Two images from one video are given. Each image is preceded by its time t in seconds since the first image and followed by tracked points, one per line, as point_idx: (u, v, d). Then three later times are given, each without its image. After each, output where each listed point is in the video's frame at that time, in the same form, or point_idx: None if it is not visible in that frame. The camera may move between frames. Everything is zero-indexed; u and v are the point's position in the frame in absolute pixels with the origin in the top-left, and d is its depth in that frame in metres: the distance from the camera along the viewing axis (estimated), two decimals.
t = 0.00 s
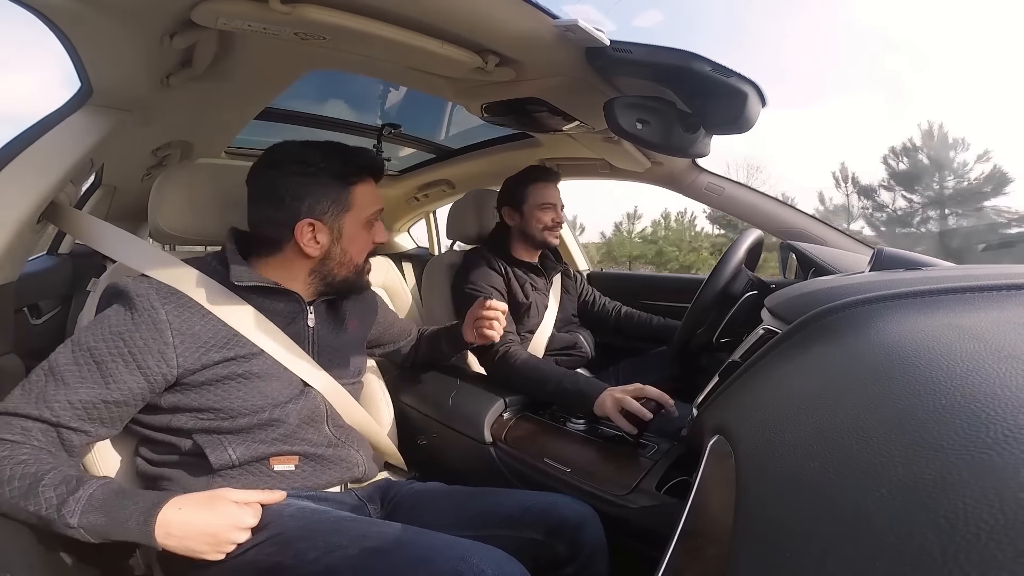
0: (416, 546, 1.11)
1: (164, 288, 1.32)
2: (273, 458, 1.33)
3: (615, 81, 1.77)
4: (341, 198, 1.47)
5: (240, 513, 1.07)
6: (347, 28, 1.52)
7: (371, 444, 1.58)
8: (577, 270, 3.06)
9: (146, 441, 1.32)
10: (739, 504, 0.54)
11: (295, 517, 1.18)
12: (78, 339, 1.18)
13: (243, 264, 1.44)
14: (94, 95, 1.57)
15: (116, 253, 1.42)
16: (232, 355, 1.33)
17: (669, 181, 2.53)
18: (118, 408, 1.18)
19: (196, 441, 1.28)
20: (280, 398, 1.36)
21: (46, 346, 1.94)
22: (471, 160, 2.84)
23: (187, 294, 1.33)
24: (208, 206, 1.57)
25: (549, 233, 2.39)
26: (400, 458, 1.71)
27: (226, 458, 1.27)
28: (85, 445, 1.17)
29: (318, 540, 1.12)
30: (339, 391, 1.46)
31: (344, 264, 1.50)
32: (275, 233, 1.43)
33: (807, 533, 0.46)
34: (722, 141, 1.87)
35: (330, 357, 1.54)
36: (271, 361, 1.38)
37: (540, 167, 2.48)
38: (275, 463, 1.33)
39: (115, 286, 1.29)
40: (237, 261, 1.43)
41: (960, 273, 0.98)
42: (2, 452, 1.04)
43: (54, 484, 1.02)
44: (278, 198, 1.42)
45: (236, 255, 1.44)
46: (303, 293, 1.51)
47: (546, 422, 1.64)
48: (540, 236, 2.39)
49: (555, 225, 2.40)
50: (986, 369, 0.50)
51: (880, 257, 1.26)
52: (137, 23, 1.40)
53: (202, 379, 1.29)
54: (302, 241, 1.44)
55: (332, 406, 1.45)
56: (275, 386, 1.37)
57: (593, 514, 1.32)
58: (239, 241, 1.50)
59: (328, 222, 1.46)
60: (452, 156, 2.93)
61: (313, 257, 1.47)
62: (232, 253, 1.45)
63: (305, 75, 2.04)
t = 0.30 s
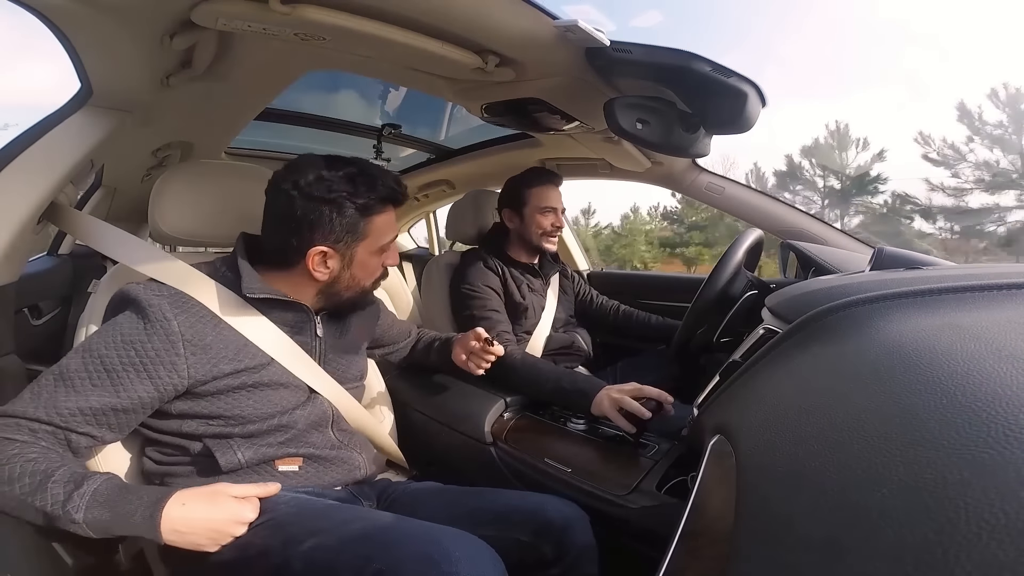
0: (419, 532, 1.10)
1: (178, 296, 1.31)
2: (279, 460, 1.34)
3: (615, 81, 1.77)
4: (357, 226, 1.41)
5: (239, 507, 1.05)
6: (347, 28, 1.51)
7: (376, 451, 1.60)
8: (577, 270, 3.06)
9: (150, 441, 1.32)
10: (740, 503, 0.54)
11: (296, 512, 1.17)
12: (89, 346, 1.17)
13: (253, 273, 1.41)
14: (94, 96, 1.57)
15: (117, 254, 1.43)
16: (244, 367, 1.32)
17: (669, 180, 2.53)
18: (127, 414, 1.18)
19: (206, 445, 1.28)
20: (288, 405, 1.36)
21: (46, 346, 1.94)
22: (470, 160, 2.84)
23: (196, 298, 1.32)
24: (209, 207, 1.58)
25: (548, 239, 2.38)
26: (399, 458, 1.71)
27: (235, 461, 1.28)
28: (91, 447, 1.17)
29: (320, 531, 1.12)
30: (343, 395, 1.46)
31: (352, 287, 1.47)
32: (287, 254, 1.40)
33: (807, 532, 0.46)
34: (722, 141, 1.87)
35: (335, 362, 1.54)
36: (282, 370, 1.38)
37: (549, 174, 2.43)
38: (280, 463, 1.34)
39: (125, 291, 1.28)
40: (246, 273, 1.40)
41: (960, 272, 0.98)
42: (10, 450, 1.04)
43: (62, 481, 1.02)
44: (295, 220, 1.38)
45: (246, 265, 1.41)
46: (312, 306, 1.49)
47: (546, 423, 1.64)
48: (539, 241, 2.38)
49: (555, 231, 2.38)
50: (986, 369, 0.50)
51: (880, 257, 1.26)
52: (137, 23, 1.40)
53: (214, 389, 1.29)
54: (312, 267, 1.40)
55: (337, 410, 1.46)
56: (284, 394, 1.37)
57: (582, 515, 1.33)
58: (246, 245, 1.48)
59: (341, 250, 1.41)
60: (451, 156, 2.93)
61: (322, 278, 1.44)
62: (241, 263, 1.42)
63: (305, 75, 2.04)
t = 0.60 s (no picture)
0: (417, 536, 1.10)
1: (164, 291, 1.34)
2: (272, 454, 1.32)
3: (615, 81, 1.77)
4: (324, 203, 1.46)
5: (240, 506, 1.06)
6: (347, 28, 1.51)
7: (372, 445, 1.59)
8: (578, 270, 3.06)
9: (148, 439, 1.32)
10: (740, 503, 0.54)
11: (297, 513, 1.18)
12: (81, 340, 1.19)
13: (232, 265, 1.44)
14: (94, 96, 1.57)
15: (117, 253, 1.43)
16: (230, 355, 1.34)
17: (669, 180, 2.53)
18: (120, 405, 1.18)
19: (196, 438, 1.28)
20: (276, 395, 1.37)
21: (45, 345, 1.94)
22: (471, 161, 2.85)
23: (181, 293, 1.35)
24: (209, 206, 1.58)
25: (547, 235, 2.39)
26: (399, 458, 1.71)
27: (225, 454, 1.27)
28: (90, 443, 1.17)
29: (322, 533, 1.12)
30: (334, 389, 1.46)
31: (329, 266, 1.49)
32: (261, 236, 1.43)
33: (807, 533, 0.46)
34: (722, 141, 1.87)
35: (324, 354, 1.54)
36: (267, 360, 1.39)
37: (535, 168, 2.46)
38: (274, 459, 1.32)
39: (115, 290, 1.30)
40: (226, 264, 1.43)
41: (960, 272, 0.98)
42: (10, 447, 1.04)
43: (61, 472, 1.03)
44: (262, 202, 1.42)
45: (226, 258, 1.44)
46: (294, 294, 1.51)
47: (545, 422, 1.64)
48: (537, 236, 2.39)
49: (552, 227, 2.40)
50: (986, 369, 0.50)
51: (880, 257, 1.26)
52: (137, 24, 1.40)
53: (201, 378, 1.30)
54: (285, 245, 1.44)
55: (330, 404, 1.46)
56: (272, 383, 1.37)
57: (592, 514, 1.31)
58: (231, 246, 1.49)
59: (311, 226, 1.46)
60: (451, 156, 2.93)
61: (299, 259, 1.47)
62: (224, 257, 1.44)
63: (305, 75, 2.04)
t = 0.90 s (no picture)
0: (423, 537, 1.10)
1: (167, 293, 1.34)
2: (274, 455, 1.32)
3: (616, 81, 1.77)
4: (333, 208, 1.46)
5: (243, 507, 1.06)
6: (346, 28, 1.52)
7: (372, 444, 1.58)
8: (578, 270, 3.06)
9: (150, 439, 1.32)
10: (740, 502, 0.54)
11: (301, 513, 1.18)
12: (84, 341, 1.18)
13: (239, 267, 1.44)
14: (94, 96, 1.57)
15: (118, 254, 1.43)
16: (232, 356, 1.33)
17: (669, 180, 2.53)
18: (123, 407, 1.18)
19: (199, 439, 1.28)
20: (279, 396, 1.36)
21: (46, 346, 1.94)
22: (472, 161, 2.84)
23: (184, 295, 1.35)
24: (209, 207, 1.58)
25: (549, 235, 2.39)
26: (399, 456, 1.71)
27: (228, 454, 1.27)
28: (92, 444, 1.17)
29: (326, 533, 1.12)
30: (337, 390, 1.46)
31: (336, 270, 1.49)
32: (269, 238, 1.43)
33: (807, 532, 0.46)
34: (722, 141, 1.87)
35: (327, 356, 1.53)
36: (270, 361, 1.39)
37: (536, 168, 2.46)
38: (276, 459, 1.32)
39: (118, 290, 1.30)
40: (232, 266, 1.42)
41: (959, 272, 0.98)
42: (13, 448, 1.04)
43: (65, 474, 1.02)
44: (271, 205, 1.42)
45: (231, 258, 1.44)
46: (300, 297, 1.51)
47: (545, 422, 1.65)
48: (541, 237, 2.38)
49: (556, 227, 2.40)
50: (987, 369, 0.50)
51: (880, 257, 1.26)
52: (137, 25, 1.40)
53: (204, 379, 1.30)
54: (294, 248, 1.44)
55: (331, 404, 1.45)
56: (275, 385, 1.37)
57: (591, 514, 1.32)
58: (233, 245, 1.50)
59: (321, 230, 1.46)
60: (451, 156, 2.93)
61: (307, 263, 1.47)
62: (228, 259, 1.44)
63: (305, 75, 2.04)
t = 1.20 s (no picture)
0: (422, 536, 1.10)
1: (166, 292, 1.34)
2: (273, 454, 1.32)
3: (616, 80, 1.77)
4: (332, 207, 1.46)
5: (243, 507, 1.07)
6: (346, 28, 1.52)
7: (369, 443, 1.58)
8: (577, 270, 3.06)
9: (150, 439, 1.32)
10: (740, 502, 0.54)
11: (300, 513, 1.18)
12: (84, 341, 1.18)
13: (238, 267, 1.43)
14: (94, 95, 1.57)
15: (118, 253, 1.43)
16: (232, 355, 1.34)
17: (669, 180, 2.53)
18: (123, 406, 1.18)
19: (199, 438, 1.28)
20: (278, 396, 1.36)
21: (46, 346, 1.94)
22: (471, 160, 2.84)
23: (184, 295, 1.35)
24: (210, 206, 1.58)
25: (543, 233, 2.41)
26: (399, 457, 1.71)
27: (228, 454, 1.27)
28: (92, 444, 1.16)
29: (326, 533, 1.12)
30: (335, 388, 1.46)
31: (335, 270, 1.49)
32: (269, 239, 1.43)
33: (806, 533, 0.45)
34: (722, 141, 1.87)
35: (327, 357, 1.53)
36: (269, 361, 1.39)
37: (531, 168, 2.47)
38: (275, 459, 1.32)
39: (118, 291, 1.30)
40: (231, 267, 1.42)
41: (961, 272, 0.98)
42: (14, 447, 1.04)
43: (67, 473, 1.02)
44: (270, 204, 1.42)
45: (230, 259, 1.44)
46: (300, 298, 1.51)
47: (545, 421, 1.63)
48: (534, 236, 2.40)
49: (549, 225, 2.42)
50: (987, 370, 0.50)
51: (880, 257, 1.27)
52: (137, 25, 1.40)
53: (203, 379, 1.30)
54: (294, 248, 1.43)
55: (330, 403, 1.45)
56: (275, 384, 1.37)
57: (591, 514, 1.31)
58: (233, 247, 1.50)
59: (320, 230, 1.46)
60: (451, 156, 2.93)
61: (306, 264, 1.47)
62: (227, 259, 1.44)
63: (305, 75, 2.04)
